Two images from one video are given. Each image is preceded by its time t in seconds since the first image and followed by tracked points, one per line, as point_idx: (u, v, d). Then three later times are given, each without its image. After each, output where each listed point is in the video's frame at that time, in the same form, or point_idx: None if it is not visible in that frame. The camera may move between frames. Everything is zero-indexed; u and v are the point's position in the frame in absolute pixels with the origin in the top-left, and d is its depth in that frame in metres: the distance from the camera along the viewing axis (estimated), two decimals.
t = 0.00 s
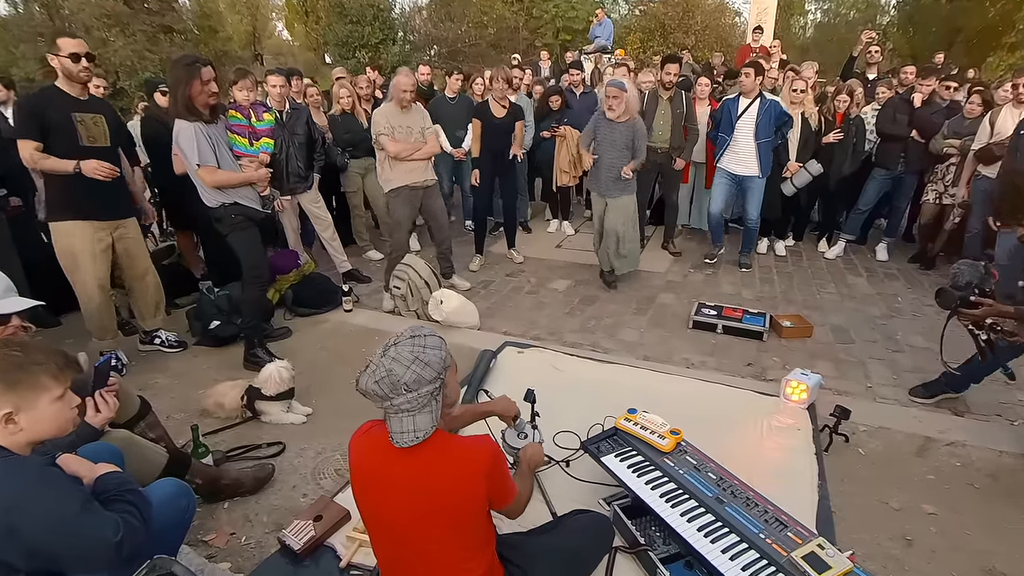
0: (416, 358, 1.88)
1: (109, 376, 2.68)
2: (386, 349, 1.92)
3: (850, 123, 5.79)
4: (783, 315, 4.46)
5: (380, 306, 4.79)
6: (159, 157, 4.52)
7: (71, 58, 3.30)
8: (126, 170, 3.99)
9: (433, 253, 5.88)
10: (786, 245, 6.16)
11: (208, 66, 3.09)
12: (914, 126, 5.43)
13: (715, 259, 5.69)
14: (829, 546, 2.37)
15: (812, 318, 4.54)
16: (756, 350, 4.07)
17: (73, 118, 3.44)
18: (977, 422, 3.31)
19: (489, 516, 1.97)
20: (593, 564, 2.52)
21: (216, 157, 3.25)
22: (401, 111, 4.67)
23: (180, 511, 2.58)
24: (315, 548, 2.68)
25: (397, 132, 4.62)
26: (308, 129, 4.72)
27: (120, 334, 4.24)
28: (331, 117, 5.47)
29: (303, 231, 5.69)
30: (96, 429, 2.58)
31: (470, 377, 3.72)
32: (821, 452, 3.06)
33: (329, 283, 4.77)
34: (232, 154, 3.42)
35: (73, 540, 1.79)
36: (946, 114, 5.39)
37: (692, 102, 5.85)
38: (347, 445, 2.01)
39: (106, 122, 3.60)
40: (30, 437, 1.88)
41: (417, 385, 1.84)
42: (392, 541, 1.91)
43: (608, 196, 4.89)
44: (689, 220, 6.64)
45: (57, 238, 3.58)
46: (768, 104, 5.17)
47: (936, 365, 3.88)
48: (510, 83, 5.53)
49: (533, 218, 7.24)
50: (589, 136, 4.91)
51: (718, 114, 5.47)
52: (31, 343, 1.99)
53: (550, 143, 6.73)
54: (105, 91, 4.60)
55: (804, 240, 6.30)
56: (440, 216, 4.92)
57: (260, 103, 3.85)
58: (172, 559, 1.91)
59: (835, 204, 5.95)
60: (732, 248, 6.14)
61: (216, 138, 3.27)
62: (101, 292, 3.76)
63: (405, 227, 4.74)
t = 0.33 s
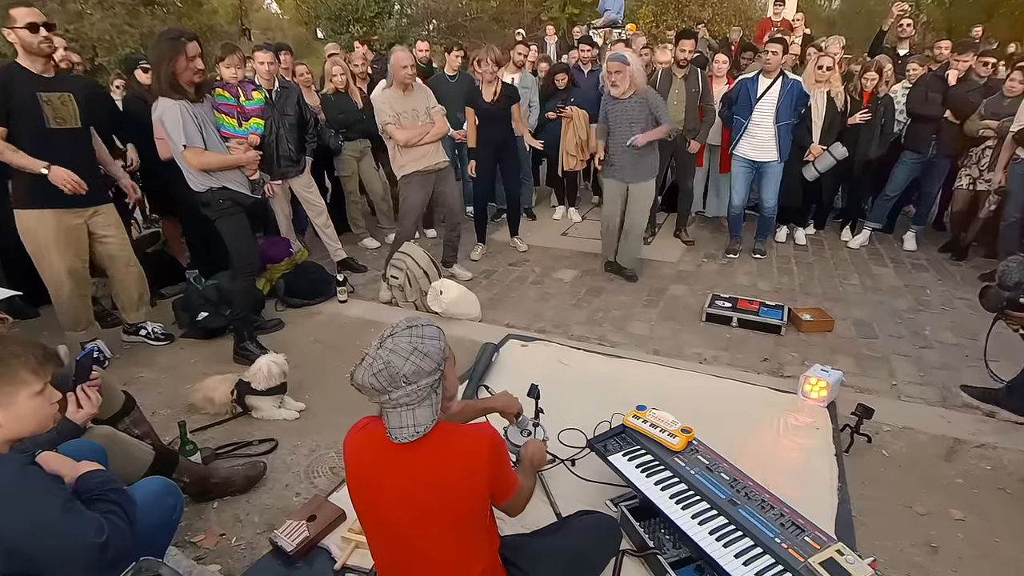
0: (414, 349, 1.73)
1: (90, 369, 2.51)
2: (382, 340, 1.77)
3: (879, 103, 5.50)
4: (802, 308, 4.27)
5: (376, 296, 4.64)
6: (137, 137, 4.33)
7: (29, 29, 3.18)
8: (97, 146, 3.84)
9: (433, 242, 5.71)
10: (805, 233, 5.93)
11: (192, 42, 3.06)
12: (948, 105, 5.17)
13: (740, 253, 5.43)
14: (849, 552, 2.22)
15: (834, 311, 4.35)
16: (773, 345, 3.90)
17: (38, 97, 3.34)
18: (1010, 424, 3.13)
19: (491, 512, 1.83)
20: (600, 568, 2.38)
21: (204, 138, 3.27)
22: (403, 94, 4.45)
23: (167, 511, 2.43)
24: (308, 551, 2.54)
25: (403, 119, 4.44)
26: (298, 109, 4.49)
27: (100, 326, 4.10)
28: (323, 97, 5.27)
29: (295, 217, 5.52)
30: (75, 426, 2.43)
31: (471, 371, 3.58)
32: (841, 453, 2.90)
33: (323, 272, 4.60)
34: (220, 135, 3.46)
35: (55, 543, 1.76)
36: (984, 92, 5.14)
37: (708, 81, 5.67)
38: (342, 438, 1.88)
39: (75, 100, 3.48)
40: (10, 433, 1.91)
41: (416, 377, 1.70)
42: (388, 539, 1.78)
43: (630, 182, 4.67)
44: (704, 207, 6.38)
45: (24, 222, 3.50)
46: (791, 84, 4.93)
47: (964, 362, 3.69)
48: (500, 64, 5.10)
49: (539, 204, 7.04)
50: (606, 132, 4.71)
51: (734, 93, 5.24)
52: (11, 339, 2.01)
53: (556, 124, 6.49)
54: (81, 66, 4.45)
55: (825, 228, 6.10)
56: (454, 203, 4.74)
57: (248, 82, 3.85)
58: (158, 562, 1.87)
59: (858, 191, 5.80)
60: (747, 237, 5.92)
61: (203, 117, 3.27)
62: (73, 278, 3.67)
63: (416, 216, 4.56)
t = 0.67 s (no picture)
0: (414, 341, 1.59)
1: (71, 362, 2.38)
2: (380, 332, 1.63)
3: (909, 81, 5.27)
4: (823, 300, 4.10)
5: (371, 286, 4.49)
6: (121, 114, 4.17)
7: None
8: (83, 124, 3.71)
9: (432, 229, 5.54)
10: (828, 221, 5.73)
11: (173, 14, 2.92)
12: (984, 84, 4.95)
13: (745, 240, 5.28)
14: (871, 558, 2.08)
15: (858, 304, 4.18)
16: (792, 339, 3.73)
17: (22, 72, 3.21)
18: None
19: (491, 515, 1.70)
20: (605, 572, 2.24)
21: (189, 119, 3.17)
22: (395, 67, 4.29)
23: (152, 511, 2.30)
24: (301, 552, 2.41)
25: (391, 92, 4.25)
26: (289, 87, 4.36)
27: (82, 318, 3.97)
28: (316, 74, 5.11)
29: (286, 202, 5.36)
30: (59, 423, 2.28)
31: (472, 364, 3.44)
32: (863, 454, 2.75)
33: (316, 260, 4.45)
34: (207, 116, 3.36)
35: (36, 547, 1.68)
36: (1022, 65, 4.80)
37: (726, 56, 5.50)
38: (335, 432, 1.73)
39: (61, 77, 3.37)
40: None
41: (416, 371, 1.57)
42: (383, 540, 1.64)
43: (639, 169, 4.43)
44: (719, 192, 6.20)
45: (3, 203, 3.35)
46: (818, 60, 4.74)
47: (994, 359, 3.52)
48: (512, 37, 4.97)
49: (544, 190, 6.85)
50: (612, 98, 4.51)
51: (757, 68, 5.04)
52: None
53: (562, 105, 6.28)
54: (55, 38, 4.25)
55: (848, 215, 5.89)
56: (438, 186, 4.56)
57: (236, 58, 3.67)
58: (145, 565, 1.86)
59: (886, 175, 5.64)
60: (761, 224, 5.73)
61: (187, 94, 3.16)
62: (54, 265, 3.53)
63: (399, 197, 4.39)
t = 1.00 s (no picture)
0: (417, 330, 1.45)
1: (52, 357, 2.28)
2: (380, 323, 1.48)
3: (940, 58, 5.10)
4: (844, 292, 3.94)
5: (367, 276, 4.34)
6: (108, 96, 4.03)
7: None
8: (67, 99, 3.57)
9: (432, 216, 5.38)
10: (851, 208, 5.54)
11: None
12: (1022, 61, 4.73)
13: (758, 230, 5.07)
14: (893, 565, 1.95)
15: (882, 296, 4.02)
16: (812, 333, 3.59)
17: None
18: None
19: (496, 518, 1.57)
20: None
21: (172, 100, 3.09)
22: (390, 45, 4.13)
23: (136, 512, 2.15)
24: (294, 554, 2.28)
25: (387, 72, 4.09)
26: (280, 66, 4.21)
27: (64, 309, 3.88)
28: (308, 51, 4.93)
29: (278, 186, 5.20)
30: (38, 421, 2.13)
31: (473, 358, 3.31)
32: (886, 454, 2.61)
33: (308, 249, 4.30)
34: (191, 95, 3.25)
35: (13, 546, 1.57)
36: None
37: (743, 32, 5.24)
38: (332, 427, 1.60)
39: (39, 53, 3.24)
40: None
41: (420, 362, 1.43)
42: (381, 541, 1.51)
43: (650, 153, 4.26)
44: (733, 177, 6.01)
45: None
46: (830, 42, 4.55)
47: None
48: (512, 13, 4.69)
49: (549, 175, 6.67)
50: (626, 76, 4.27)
51: (765, 47, 4.82)
52: None
53: (569, 84, 6.08)
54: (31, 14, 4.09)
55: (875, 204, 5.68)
56: (437, 171, 4.40)
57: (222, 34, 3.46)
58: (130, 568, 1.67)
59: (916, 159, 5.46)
60: (777, 210, 5.57)
61: (169, 71, 3.07)
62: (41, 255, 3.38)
63: (399, 182, 4.24)
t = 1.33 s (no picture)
0: (426, 320, 1.34)
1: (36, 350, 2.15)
2: (387, 312, 1.37)
3: (971, 37, 4.89)
4: (864, 284, 3.82)
5: (365, 266, 4.23)
6: (90, 79, 3.90)
7: None
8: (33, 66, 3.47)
9: (432, 205, 5.25)
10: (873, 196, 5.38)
11: None
12: None
13: (773, 219, 4.92)
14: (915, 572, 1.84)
15: (905, 289, 3.89)
16: (830, 326, 3.47)
17: None
18: None
19: (499, 520, 1.47)
20: None
21: (160, 83, 2.98)
22: (393, 24, 3.98)
23: (122, 510, 2.05)
24: (288, 555, 2.18)
25: (391, 53, 3.97)
26: (272, 45, 4.06)
27: (45, 300, 3.79)
28: (301, 29, 4.79)
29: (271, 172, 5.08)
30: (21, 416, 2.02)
31: (473, 351, 3.20)
32: (906, 455, 2.50)
33: (303, 237, 4.18)
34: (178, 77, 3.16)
35: None
36: None
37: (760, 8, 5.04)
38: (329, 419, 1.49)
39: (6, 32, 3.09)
40: None
41: (429, 354, 1.33)
42: (377, 541, 1.41)
43: (663, 135, 4.14)
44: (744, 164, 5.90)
45: None
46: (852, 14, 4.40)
47: None
48: None
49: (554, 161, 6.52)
50: (637, 68, 4.09)
51: (778, 25, 4.64)
52: None
53: (576, 65, 5.92)
54: None
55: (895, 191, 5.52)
56: (448, 154, 4.27)
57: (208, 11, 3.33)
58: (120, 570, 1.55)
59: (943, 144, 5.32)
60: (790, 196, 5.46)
61: (154, 51, 2.95)
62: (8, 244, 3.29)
63: (404, 168, 4.11)
